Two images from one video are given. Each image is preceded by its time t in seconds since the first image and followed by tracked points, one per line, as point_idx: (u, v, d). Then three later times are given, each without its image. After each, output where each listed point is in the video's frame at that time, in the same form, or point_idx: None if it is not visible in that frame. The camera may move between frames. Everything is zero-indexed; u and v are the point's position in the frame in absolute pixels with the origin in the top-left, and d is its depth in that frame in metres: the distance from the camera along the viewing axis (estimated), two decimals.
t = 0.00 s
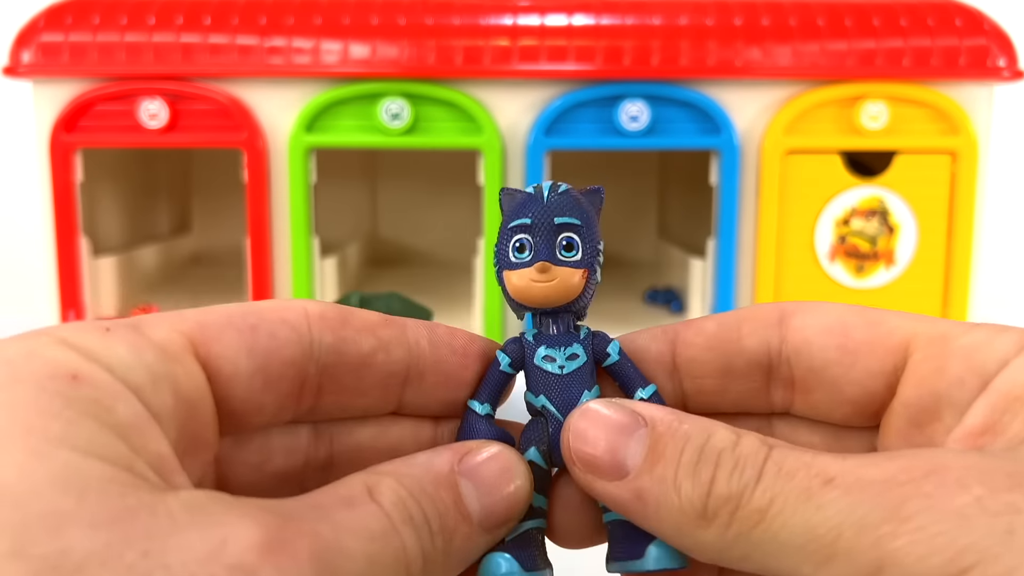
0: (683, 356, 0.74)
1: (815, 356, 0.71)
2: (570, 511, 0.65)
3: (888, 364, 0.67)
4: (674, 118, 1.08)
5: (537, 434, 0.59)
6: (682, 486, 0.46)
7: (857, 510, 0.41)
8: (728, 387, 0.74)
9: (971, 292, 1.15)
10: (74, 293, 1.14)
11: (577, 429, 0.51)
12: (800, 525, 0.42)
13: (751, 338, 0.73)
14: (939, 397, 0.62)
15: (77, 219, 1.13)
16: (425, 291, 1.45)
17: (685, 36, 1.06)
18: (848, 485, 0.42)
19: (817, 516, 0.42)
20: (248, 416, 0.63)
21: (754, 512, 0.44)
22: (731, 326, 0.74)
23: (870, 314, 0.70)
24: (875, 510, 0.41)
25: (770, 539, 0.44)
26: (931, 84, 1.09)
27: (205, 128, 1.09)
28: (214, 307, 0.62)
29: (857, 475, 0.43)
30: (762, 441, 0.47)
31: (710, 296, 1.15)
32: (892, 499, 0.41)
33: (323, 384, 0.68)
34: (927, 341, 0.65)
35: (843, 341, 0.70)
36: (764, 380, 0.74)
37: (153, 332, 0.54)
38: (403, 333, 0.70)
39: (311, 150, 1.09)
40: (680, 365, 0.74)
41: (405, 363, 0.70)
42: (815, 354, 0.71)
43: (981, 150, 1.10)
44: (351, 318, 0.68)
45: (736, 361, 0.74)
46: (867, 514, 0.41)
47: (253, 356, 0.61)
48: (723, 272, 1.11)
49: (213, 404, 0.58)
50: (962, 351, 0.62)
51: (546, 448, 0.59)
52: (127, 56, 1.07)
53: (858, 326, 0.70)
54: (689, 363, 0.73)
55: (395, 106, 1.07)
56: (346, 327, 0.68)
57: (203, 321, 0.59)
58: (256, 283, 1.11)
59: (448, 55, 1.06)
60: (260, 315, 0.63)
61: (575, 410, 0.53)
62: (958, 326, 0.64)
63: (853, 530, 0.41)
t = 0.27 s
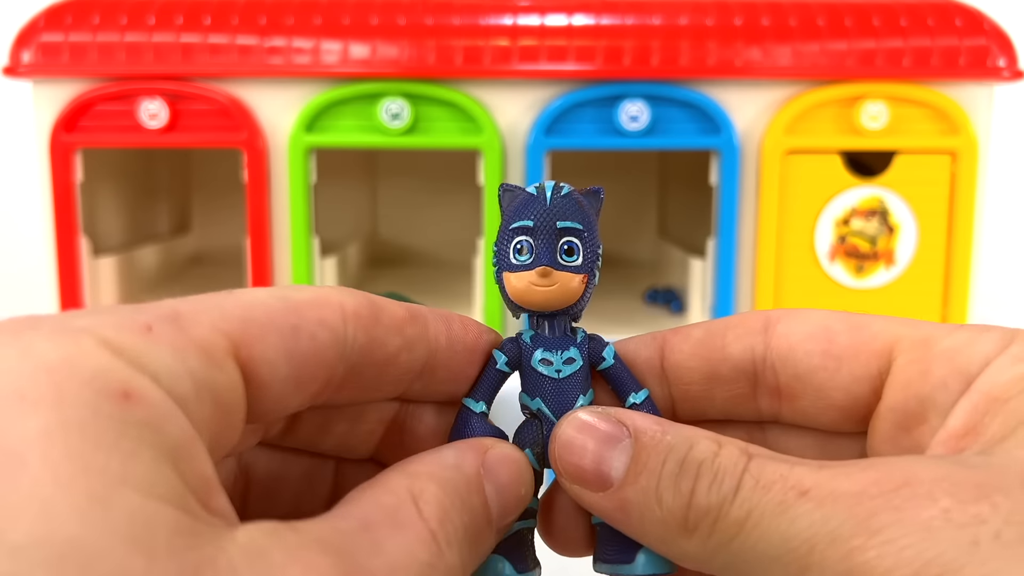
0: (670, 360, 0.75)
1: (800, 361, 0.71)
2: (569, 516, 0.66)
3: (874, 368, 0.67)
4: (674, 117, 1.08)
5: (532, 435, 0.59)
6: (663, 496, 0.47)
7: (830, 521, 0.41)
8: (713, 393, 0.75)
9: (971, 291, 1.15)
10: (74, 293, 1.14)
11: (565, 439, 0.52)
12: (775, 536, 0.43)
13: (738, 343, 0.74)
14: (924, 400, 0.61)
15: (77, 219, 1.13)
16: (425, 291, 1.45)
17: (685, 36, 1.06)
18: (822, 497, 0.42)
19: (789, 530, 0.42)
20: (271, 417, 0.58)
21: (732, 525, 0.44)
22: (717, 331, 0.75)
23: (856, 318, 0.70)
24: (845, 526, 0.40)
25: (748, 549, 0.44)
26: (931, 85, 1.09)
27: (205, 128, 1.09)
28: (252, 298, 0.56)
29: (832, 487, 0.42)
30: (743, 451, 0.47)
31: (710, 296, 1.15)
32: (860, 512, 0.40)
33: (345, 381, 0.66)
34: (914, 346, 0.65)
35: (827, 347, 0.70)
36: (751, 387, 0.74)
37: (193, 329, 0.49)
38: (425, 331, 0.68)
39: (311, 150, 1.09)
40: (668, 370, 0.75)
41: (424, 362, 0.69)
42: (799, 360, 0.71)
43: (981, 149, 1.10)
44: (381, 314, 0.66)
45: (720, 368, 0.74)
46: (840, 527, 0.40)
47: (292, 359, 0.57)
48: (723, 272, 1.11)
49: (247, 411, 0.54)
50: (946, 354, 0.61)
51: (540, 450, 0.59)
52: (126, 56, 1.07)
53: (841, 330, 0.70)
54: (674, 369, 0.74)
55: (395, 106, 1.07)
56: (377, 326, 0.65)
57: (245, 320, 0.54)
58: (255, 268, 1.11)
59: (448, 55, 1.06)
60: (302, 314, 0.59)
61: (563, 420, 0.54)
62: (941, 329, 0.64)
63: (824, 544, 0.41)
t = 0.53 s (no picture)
0: (633, 337, 0.74)
1: (758, 343, 0.71)
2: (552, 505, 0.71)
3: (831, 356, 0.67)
4: (675, 117, 1.08)
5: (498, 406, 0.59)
6: (623, 478, 0.50)
7: (772, 507, 0.44)
8: (672, 371, 0.75)
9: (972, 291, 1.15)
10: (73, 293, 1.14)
11: (527, 416, 0.54)
12: (722, 519, 0.46)
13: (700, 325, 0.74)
14: (880, 389, 0.61)
15: (77, 219, 1.13)
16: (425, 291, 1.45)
17: (685, 36, 1.06)
18: (767, 483, 0.45)
19: (735, 514, 0.45)
20: (209, 393, 0.56)
21: (684, 507, 0.47)
22: (679, 310, 0.75)
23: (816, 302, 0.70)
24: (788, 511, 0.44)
25: (698, 530, 0.47)
26: (932, 85, 1.09)
27: (205, 128, 1.09)
28: (179, 274, 0.54)
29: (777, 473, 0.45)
30: (700, 437, 0.49)
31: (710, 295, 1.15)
32: (800, 498, 0.43)
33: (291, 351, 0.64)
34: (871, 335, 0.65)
35: (785, 332, 0.70)
36: (708, 368, 0.75)
37: (102, 311, 0.47)
38: (379, 291, 0.67)
39: (311, 150, 1.09)
40: (630, 346, 0.74)
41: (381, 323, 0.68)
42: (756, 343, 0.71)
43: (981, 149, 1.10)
44: (324, 279, 0.64)
45: (679, 348, 0.74)
46: (783, 512, 0.44)
47: (219, 335, 0.55)
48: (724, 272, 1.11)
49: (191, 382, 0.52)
50: (904, 344, 0.61)
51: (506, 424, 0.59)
52: (127, 56, 1.07)
53: (801, 314, 0.70)
54: (635, 345, 0.74)
55: (395, 106, 1.07)
56: (319, 292, 0.63)
57: (165, 296, 0.52)
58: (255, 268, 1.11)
59: (448, 55, 1.06)
60: (225, 290, 0.56)
61: (528, 396, 0.55)
62: (901, 318, 0.64)
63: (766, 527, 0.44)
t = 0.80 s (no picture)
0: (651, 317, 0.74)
1: (778, 328, 0.70)
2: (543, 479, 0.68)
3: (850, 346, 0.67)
4: (675, 117, 1.08)
5: (508, 393, 0.62)
6: (637, 464, 0.50)
7: (780, 497, 0.44)
8: (689, 355, 0.75)
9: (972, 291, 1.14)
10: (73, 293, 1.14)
11: (544, 400, 0.54)
12: (732, 509, 0.45)
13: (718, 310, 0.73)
14: (900, 382, 0.62)
15: (77, 219, 1.13)
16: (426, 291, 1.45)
17: (685, 36, 1.06)
18: (776, 472, 0.45)
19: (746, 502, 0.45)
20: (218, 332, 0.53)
21: (695, 495, 0.47)
22: (697, 293, 0.75)
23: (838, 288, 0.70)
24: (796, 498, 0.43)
25: (708, 519, 0.47)
26: (932, 85, 1.09)
27: (205, 128, 1.09)
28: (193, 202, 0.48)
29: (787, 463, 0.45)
30: (713, 427, 0.49)
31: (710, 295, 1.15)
32: (808, 488, 0.43)
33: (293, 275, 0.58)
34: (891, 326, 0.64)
35: (808, 318, 0.69)
36: (728, 352, 0.74)
37: (143, 247, 0.44)
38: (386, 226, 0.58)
39: (310, 150, 1.09)
40: (648, 325, 0.74)
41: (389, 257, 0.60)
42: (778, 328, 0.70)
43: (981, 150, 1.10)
44: (334, 209, 0.56)
45: (697, 331, 0.74)
46: (790, 502, 0.43)
47: (243, 262, 0.50)
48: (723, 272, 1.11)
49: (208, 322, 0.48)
50: (926, 338, 0.61)
51: (514, 407, 0.62)
52: (127, 56, 1.07)
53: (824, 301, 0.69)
54: (652, 326, 0.74)
55: (395, 106, 1.07)
56: (329, 221, 0.56)
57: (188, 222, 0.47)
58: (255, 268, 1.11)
59: (448, 55, 1.06)
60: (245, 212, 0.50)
61: (542, 382, 0.56)
62: (926, 310, 0.63)
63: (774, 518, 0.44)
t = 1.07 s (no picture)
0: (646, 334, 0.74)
1: (770, 341, 0.70)
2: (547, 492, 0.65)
3: (845, 355, 0.67)
4: (675, 117, 1.08)
5: (516, 408, 0.60)
6: (648, 468, 0.50)
7: (796, 494, 0.44)
8: (685, 371, 0.74)
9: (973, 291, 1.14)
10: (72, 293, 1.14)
11: (553, 406, 0.54)
12: (746, 509, 0.45)
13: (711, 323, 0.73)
14: (896, 386, 0.61)
15: (76, 219, 1.12)
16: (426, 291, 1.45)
17: (685, 35, 1.06)
18: (791, 470, 0.45)
19: (759, 502, 0.45)
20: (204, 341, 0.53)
21: (708, 497, 0.47)
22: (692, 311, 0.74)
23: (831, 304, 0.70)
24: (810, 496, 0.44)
25: (719, 520, 0.47)
26: (933, 85, 1.09)
27: (205, 128, 1.09)
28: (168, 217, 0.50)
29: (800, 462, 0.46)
30: (727, 432, 0.50)
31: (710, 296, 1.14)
32: (824, 484, 0.44)
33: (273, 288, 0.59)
34: (886, 335, 0.65)
35: (801, 331, 0.69)
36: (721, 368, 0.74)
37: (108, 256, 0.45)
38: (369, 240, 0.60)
39: (310, 150, 1.09)
40: (643, 341, 0.74)
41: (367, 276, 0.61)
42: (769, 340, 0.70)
43: (982, 150, 1.10)
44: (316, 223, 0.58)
45: (693, 347, 0.74)
46: (806, 500, 0.44)
47: (228, 313, 0.48)
48: (723, 272, 1.11)
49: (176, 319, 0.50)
50: (921, 343, 0.62)
51: (522, 421, 0.60)
52: (126, 56, 1.07)
53: (815, 314, 0.69)
54: (651, 342, 0.74)
55: (395, 106, 1.06)
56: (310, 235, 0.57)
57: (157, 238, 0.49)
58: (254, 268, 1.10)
59: (448, 55, 1.05)
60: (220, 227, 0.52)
61: (549, 390, 0.55)
62: (918, 319, 0.64)
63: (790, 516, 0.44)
